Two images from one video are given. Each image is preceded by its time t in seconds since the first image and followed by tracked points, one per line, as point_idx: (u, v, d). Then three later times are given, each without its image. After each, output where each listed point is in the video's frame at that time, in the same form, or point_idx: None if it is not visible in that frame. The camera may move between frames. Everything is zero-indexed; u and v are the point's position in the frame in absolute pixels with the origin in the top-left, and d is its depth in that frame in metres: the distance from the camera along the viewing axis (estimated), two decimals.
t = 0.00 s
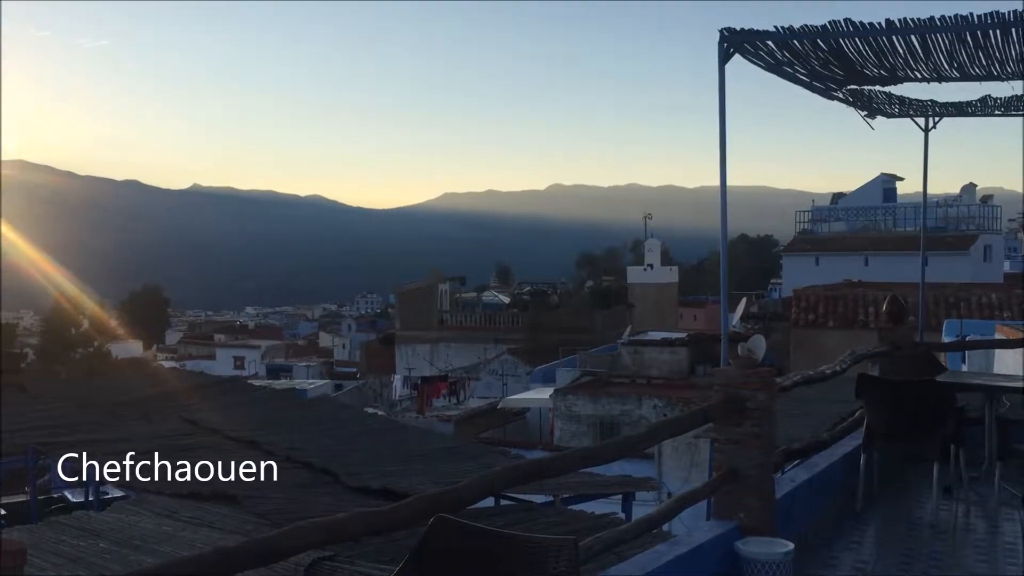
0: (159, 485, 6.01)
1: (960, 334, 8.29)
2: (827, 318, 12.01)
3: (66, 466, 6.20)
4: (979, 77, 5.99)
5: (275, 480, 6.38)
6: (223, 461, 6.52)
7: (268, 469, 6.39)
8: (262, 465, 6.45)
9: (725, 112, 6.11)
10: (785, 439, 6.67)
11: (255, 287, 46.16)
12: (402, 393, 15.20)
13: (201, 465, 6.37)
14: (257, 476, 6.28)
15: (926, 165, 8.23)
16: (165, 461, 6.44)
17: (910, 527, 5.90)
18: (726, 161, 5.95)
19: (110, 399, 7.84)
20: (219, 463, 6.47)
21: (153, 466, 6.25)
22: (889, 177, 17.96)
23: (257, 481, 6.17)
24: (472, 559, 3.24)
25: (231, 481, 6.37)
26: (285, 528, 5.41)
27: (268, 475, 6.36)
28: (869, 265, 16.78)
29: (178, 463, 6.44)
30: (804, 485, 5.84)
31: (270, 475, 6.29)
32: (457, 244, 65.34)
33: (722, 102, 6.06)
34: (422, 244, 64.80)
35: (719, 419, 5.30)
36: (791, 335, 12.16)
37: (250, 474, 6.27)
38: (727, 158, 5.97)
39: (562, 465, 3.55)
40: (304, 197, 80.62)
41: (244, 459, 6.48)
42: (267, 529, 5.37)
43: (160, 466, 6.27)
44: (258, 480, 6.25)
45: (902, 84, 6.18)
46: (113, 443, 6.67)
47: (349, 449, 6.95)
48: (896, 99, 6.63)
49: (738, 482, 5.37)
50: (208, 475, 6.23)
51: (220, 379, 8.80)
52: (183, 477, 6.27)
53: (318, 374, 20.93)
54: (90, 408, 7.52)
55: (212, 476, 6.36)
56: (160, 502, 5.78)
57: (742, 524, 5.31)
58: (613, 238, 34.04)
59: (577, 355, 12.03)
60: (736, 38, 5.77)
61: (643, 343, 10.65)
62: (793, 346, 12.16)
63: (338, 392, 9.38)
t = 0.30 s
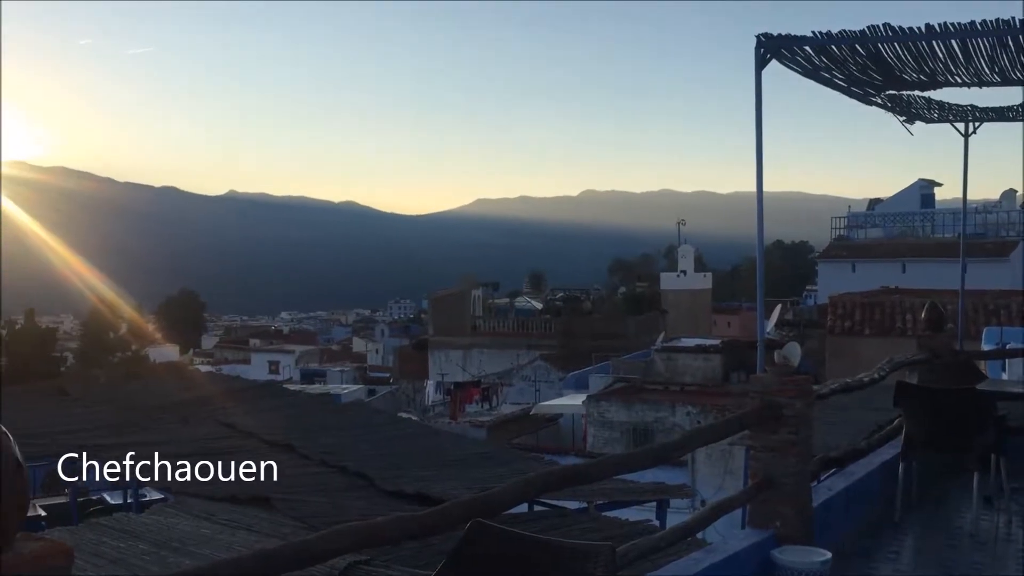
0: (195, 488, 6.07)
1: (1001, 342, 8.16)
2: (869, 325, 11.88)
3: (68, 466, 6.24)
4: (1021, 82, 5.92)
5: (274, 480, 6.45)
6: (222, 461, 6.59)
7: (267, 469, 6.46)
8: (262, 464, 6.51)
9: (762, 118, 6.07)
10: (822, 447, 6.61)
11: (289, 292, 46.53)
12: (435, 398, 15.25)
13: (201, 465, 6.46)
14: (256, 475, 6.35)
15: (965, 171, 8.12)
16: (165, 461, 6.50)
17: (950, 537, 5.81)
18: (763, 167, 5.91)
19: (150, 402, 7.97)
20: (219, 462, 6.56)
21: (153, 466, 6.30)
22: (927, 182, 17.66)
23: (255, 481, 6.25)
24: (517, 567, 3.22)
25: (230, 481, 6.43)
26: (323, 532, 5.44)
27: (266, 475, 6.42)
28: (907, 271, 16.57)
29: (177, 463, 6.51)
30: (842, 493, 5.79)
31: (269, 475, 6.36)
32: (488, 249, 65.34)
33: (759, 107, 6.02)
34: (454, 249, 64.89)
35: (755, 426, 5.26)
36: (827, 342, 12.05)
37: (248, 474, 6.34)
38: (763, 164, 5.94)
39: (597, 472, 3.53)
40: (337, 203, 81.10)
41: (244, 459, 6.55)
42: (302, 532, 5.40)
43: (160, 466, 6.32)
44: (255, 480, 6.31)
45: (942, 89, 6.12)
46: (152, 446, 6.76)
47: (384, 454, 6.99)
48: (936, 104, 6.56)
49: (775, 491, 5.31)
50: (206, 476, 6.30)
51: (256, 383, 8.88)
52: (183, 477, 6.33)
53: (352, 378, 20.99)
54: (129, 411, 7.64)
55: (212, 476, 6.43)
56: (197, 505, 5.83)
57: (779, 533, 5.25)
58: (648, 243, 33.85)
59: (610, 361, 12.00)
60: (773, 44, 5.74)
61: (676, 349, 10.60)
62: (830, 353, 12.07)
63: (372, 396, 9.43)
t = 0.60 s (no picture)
0: (230, 490, 6.13)
1: None
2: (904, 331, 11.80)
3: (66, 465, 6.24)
4: None
5: (274, 480, 6.48)
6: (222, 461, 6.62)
7: (267, 469, 6.49)
8: (262, 464, 6.56)
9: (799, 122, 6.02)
10: (859, 455, 6.53)
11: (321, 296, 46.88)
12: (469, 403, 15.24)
13: (200, 465, 6.47)
14: (257, 476, 6.38)
15: (1004, 174, 7.99)
16: (165, 461, 6.54)
17: (993, 547, 5.71)
18: (799, 170, 5.87)
19: (187, 404, 8.06)
20: (218, 463, 6.58)
21: (153, 466, 6.33)
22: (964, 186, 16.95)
23: (257, 481, 6.28)
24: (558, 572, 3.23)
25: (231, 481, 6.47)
26: (358, 535, 5.47)
27: (266, 475, 6.46)
28: (945, 278, 16.39)
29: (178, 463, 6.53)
30: (880, 502, 5.72)
31: (269, 475, 6.39)
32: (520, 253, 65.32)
33: (796, 112, 5.98)
34: (485, 254, 64.99)
35: (793, 432, 5.20)
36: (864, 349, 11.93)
37: (249, 474, 6.37)
38: (800, 168, 5.90)
39: (632, 479, 3.56)
40: (369, 207, 81.53)
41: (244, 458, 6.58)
42: (337, 535, 5.43)
43: (160, 466, 6.35)
44: (255, 480, 6.35)
45: (982, 92, 6.04)
46: (189, 447, 6.83)
47: (418, 458, 7.00)
48: (976, 108, 6.47)
49: (813, 498, 5.24)
50: (207, 475, 6.34)
51: (290, 386, 8.94)
52: (183, 477, 6.36)
53: (385, 382, 21.09)
54: (167, 412, 7.74)
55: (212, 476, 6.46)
56: (233, 507, 5.89)
57: (816, 541, 5.19)
58: (682, 249, 33.70)
59: (643, 366, 11.95)
60: (810, 48, 5.70)
61: (709, 354, 10.53)
62: (867, 359, 12.00)
63: (404, 399, 9.46)
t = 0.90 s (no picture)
0: (268, 493, 6.18)
1: None
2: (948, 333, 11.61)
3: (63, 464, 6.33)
4: None
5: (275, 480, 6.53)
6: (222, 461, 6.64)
7: (268, 468, 6.53)
8: (262, 464, 6.59)
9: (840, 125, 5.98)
10: (900, 462, 6.45)
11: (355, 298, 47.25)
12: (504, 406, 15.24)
13: (200, 465, 6.53)
14: (257, 475, 6.44)
15: None
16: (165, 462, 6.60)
17: None
18: (840, 173, 5.82)
19: (227, 406, 8.18)
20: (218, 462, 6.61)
21: (153, 467, 6.39)
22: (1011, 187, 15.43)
23: (260, 481, 6.33)
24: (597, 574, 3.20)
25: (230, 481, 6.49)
26: (397, 538, 5.48)
27: (266, 475, 6.51)
28: (988, 283, 16.18)
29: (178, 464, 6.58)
30: (922, 510, 5.63)
31: (269, 475, 6.44)
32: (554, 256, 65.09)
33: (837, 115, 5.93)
34: (517, 257, 65.05)
35: (834, 440, 5.14)
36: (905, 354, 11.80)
37: (249, 474, 6.40)
38: (841, 168, 5.87)
39: (675, 484, 3.53)
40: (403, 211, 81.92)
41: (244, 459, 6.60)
42: (376, 537, 5.45)
43: (160, 466, 6.40)
44: (256, 479, 6.40)
45: None
46: (230, 450, 6.90)
47: (456, 462, 7.01)
48: (1021, 110, 6.37)
49: (854, 505, 5.17)
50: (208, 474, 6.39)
51: (327, 389, 9.00)
52: (184, 478, 6.42)
53: (420, 387, 21.18)
54: (208, 415, 7.83)
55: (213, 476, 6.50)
56: (273, 509, 5.94)
57: (858, 549, 5.12)
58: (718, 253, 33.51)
59: (678, 371, 11.92)
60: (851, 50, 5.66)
61: (746, 360, 10.44)
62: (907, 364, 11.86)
63: (439, 403, 9.49)
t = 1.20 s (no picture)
0: (308, 493, 6.23)
1: None
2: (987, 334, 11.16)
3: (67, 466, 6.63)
4: None
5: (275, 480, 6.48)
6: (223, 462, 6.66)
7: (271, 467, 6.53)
8: (262, 465, 6.51)
9: (880, 127, 5.95)
10: (943, 468, 6.34)
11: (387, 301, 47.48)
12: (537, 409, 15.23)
13: (200, 464, 6.64)
14: (256, 476, 6.38)
15: None
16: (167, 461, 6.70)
17: None
18: (881, 173, 5.77)
19: (264, 407, 8.27)
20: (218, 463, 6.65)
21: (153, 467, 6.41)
22: None
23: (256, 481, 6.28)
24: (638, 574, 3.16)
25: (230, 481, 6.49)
26: (434, 540, 5.50)
27: (265, 476, 6.46)
28: None
29: (179, 464, 6.67)
30: (965, 516, 5.54)
31: (268, 476, 6.38)
32: (587, 258, 64.81)
33: (877, 116, 5.91)
34: (549, 261, 64.94)
35: (875, 444, 5.08)
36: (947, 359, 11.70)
37: (248, 473, 6.38)
38: (881, 171, 5.83)
39: (713, 485, 3.53)
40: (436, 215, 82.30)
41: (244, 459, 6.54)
42: (414, 540, 5.47)
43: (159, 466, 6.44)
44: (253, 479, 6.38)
45: None
46: (268, 450, 6.98)
47: (491, 465, 7.02)
48: None
49: (895, 511, 5.08)
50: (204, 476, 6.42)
51: (362, 391, 9.06)
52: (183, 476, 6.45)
53: (453, 390, 21.28)
54: (246, 416, 7.92)
55: (212, 476, 6.55)
56: (313, 509, 5.99)
57: (901, 555, 5.02)
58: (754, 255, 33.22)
59: (714, 374, 11.85)
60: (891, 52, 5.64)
61: (782, 363, 10.35)
62: (947, 369, 11.84)
63: (473, 405, 9.52)
